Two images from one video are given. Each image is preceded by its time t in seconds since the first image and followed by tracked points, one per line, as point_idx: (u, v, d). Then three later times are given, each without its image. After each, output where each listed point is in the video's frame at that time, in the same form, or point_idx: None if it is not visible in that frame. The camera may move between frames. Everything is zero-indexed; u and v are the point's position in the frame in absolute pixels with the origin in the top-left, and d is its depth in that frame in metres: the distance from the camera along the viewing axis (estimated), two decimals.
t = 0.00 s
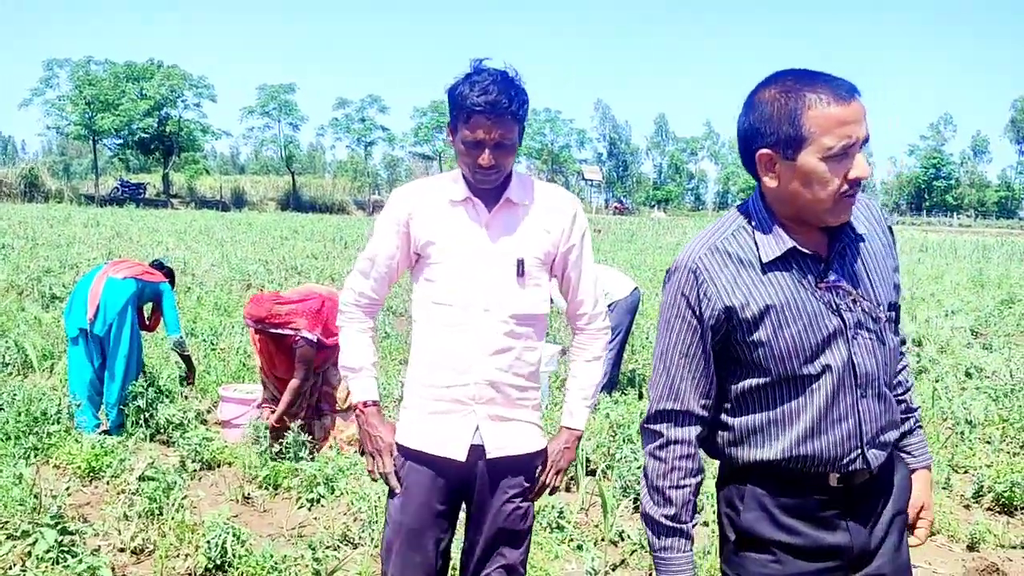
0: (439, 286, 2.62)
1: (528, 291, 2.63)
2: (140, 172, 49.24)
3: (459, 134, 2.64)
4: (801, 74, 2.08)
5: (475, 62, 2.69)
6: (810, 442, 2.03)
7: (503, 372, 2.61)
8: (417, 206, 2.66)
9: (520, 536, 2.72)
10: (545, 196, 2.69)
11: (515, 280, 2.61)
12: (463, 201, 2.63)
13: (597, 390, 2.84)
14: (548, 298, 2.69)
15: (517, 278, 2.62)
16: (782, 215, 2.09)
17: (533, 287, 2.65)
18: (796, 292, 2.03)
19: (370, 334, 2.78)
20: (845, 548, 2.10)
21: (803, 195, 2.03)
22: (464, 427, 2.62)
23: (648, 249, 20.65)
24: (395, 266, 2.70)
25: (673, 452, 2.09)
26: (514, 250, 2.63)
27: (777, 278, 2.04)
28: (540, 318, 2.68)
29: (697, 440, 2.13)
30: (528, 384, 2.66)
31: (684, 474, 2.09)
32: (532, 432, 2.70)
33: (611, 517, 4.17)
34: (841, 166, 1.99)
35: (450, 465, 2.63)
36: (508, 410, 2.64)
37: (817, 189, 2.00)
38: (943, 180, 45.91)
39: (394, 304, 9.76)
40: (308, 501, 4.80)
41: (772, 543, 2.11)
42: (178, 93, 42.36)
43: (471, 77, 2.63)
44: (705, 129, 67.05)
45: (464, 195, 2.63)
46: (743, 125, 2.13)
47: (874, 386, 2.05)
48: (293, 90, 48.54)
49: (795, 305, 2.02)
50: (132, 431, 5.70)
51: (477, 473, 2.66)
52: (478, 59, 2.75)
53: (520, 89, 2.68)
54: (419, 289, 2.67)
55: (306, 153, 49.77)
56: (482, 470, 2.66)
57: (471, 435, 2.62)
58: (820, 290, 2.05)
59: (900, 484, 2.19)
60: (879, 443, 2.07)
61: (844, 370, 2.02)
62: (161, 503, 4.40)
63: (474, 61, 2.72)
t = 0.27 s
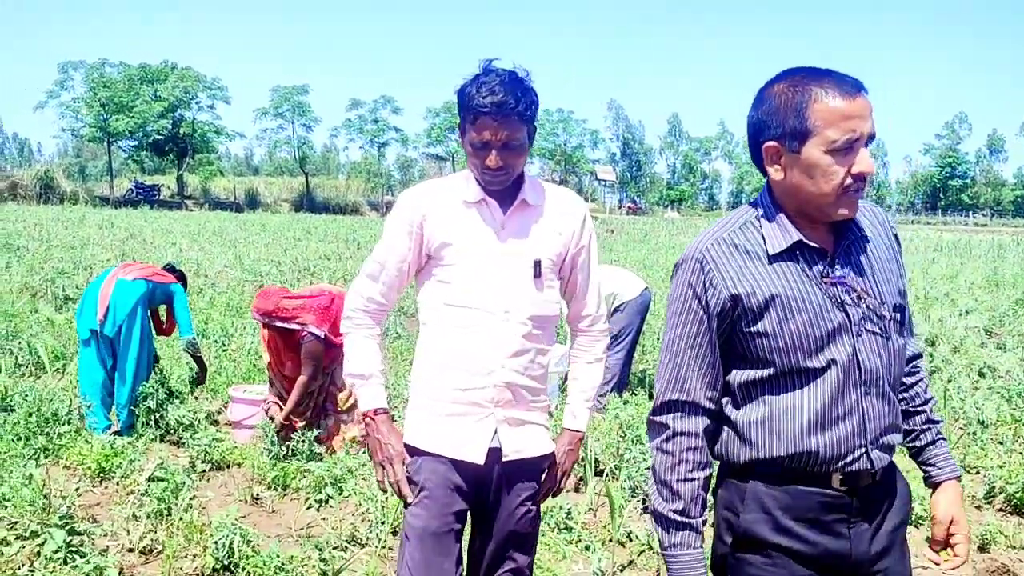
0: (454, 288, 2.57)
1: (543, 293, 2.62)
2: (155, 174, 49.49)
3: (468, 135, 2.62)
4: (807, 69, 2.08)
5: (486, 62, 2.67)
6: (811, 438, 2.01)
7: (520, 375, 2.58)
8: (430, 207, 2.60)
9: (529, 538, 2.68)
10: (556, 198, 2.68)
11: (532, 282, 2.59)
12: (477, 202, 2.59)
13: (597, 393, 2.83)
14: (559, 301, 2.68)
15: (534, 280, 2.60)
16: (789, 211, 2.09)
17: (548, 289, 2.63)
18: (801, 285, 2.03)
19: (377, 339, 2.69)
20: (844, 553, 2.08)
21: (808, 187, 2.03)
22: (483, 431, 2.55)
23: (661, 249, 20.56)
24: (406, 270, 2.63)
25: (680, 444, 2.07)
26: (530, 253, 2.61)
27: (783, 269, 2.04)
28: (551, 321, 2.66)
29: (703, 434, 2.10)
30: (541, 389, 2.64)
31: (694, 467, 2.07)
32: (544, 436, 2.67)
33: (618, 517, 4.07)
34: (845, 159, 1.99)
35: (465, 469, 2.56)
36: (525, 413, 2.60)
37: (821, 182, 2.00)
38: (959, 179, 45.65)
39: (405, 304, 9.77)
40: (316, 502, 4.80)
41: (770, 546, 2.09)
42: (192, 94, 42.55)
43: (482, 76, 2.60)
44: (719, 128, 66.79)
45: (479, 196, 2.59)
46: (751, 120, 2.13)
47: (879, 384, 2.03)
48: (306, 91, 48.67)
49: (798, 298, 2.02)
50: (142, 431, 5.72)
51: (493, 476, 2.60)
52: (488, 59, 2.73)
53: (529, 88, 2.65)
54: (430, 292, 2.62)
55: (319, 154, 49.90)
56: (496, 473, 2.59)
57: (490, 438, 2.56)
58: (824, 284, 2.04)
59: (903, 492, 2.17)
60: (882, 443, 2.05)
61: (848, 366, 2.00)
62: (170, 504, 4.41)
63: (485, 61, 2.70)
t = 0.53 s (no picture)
0: (462, 285, 2.56)
1: (550, 290, 2.63)
2: (175, 173, 49.81)
3: (470, 132, 2.63)
4: (821, 65, 2.07)
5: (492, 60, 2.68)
6: (822, 429, 1.97)
7: (528, 371, 2.57)
8: (436, 204, 2.59)
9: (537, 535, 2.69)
10: (559, 197, 2.70)
11: (540, 279, 2.60)
12: (482, 199, 2.59)
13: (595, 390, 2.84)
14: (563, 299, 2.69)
15: (541, 276, 2.61)
16: (803, 206, 2.06)
17: (553, 287, 2.64)
18: (816, 276, 1.99)
19: (379, 336, 2.68)
20: (850, 553, 2.07)
21: (824, 179, 2.00)
22: (494, 427, 2.54)
23: (678, 248, 20.45)
24: (410, 268, 2.61)
25: (711, 439, 2.01)
26: (537, 249, 2.62)
27: (798, 260, 2.00)
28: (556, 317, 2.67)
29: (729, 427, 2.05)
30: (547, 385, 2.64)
31: (726, 461, 2.01)
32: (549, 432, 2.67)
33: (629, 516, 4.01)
34: (863, 149, 1.97)
35: (476, 467, 2.55)
36: (532, 409, 2.61)
37: (835, 174, 1.98)
38: (981, 178, 45.17)
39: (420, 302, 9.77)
40: (329, 499, 4.80)
41: (777, 545, 2.07)
42: (211, 94, 42.77)
43: (485, 75, 2.61)
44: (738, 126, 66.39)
45: (485, 191, 2.59)
46: (764, 114, 2.11)
47: (889, 377, 2.01)
48: (325, 91, 48.82)
49: (815, 288, 1.98)
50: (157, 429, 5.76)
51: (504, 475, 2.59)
52: (495, 58, 2.73)
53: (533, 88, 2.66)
54: (436, 289, 2.61)
55: (337, 154, 50.04)
56: (508, 470, 2.59)
57: (501, 434, 2.55)
58: (837, 277, 2.01)
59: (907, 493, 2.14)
60: (889, 439, 2.03)
61: (860, 357, 1.97)
62: (184, 501, 4.44)
63: (491, 60, 2.70)
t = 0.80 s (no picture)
0: (453, 279, 2.56)
1: (543, 288, 2.61)
2: (197, 173, 50.15)
3: (464, 129, 2.63)
4: (843, 61, 2.04)
5: (488, 57, 2.67)
6: (842, 424, 1.95)
7: (519, 368, 2.56)
8: (430, 200, 2.60)
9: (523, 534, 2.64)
10: (556, 196, 2.69)
11: (533, 276, 2.59)
12: (477, 195, 2.58)
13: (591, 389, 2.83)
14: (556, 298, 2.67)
15: (534, 274, 2.60)
16: (824, 200, 2.04)
17: (547, 285, 2.63)
18: (835, 269, 1.95)
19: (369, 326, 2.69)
20: (860, 549, 2.05)
21: (848, 174, 1.98)
22: (480, 422, 2.53)
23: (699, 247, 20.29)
24: (401, 262, 2.61)
25: (732, 435, 1.94)
26: (530, 246, 2.60)
27: (820, 254, 1.96)
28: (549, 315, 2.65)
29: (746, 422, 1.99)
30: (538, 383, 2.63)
31: (745, 455, 1.95)
32: (538, 432, 2.65)
33: (642, 513, 3.98)
34: (887, 146, 1.95)
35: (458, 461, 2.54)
36: (522, 408, 2.59)
37: (862, 168, 1.96)
38: (1008, 177, 44.53)
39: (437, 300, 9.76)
40: (343, 496, 4.80)
41: (786, 541, 2.05)
42: (233, 95, 43.01)
43: (479, 73, 2.60)
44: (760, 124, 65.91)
45: (478, 187, 2.58)
46: (782, 109, 2.08)
47: (901, 372, 2.00)
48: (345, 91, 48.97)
49: (835, 281, 1.94)
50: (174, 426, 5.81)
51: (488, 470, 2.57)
52: (490, 55, 2.71)
53: (528, 87, 2.66)
54: (428, 283, 2.61)
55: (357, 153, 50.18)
56: (491, 466, 2.56)
57: (484, 430, 2.53)
58: (855, 271, 1.98)
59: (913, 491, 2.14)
60: (900, 433, 2.01)
61: (877, 352, 1.96)
62: (198, 497, 4.47)
63: (488, 56, 2.69)
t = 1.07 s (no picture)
0: (410, 285, 2.36)
1: (507, 294, 2.38)
2: (216, 176, 50.47)
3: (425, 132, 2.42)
4: (861, 59, 2.01)
5: (455, 56, 2.47)
6: (846, 421, 1.94)
7: (481, 380, 2.36)
8: (390, 204, 2.40)
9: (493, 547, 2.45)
10: (526, 196, 2.47)
11: (494, 283, 2.36)
12: (439, 197, 2.38)
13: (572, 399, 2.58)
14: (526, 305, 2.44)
15: (497, 280, 2.37)
16: (835, 197, 2.02)
17: (512, 291, 2.40)
18: (840, 265, 1.94)
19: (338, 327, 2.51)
20: (859, 542, 2.05)
21: (864, 172, 1.96)
22: (435, 436, 2.34)
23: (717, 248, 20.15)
24: (364, 265, 2.44)
25: (735, 427, 1.92)
26: (494, 250, 2.38)
27: (827, 252, 1.95)
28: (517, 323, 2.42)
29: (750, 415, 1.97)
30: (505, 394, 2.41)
31: (747, 447, 1.93)
32: (505, 443, 2.43)
33: (652, 513, 3.97)
34: (906, 147, 1.93)
35: (410, 473, 2.36)
36: (484, 421, 2.38)
37: (879, 167, 1.94)
38: None
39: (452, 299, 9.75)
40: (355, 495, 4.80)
41: (785, 533, 2.05)
42: (251, 98, 43.22)
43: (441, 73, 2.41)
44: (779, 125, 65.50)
45: (443, 191, 2.38)
46: (798, 105, 2.04)
47: (905, 370, 1.99)
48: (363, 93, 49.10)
49: (840, 277, 1.93)
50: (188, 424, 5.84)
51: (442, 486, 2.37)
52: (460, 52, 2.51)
53: (494, 85, 2.44)
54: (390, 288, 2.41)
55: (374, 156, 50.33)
56: (446, 478, 2.37)
57: (439, 442, 2.34)
58: (860, 270, 1.97)
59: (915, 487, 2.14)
60: (902, 432, 2.00)
61: (881, 350, 1.95)
62: (210, 495, 4.49)
63: (456, 54, 2.49)
